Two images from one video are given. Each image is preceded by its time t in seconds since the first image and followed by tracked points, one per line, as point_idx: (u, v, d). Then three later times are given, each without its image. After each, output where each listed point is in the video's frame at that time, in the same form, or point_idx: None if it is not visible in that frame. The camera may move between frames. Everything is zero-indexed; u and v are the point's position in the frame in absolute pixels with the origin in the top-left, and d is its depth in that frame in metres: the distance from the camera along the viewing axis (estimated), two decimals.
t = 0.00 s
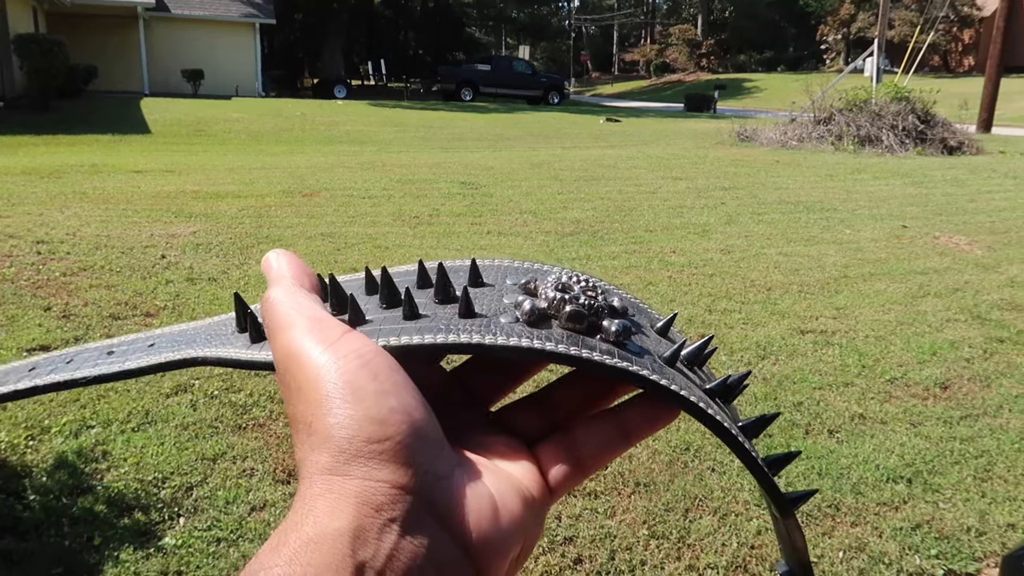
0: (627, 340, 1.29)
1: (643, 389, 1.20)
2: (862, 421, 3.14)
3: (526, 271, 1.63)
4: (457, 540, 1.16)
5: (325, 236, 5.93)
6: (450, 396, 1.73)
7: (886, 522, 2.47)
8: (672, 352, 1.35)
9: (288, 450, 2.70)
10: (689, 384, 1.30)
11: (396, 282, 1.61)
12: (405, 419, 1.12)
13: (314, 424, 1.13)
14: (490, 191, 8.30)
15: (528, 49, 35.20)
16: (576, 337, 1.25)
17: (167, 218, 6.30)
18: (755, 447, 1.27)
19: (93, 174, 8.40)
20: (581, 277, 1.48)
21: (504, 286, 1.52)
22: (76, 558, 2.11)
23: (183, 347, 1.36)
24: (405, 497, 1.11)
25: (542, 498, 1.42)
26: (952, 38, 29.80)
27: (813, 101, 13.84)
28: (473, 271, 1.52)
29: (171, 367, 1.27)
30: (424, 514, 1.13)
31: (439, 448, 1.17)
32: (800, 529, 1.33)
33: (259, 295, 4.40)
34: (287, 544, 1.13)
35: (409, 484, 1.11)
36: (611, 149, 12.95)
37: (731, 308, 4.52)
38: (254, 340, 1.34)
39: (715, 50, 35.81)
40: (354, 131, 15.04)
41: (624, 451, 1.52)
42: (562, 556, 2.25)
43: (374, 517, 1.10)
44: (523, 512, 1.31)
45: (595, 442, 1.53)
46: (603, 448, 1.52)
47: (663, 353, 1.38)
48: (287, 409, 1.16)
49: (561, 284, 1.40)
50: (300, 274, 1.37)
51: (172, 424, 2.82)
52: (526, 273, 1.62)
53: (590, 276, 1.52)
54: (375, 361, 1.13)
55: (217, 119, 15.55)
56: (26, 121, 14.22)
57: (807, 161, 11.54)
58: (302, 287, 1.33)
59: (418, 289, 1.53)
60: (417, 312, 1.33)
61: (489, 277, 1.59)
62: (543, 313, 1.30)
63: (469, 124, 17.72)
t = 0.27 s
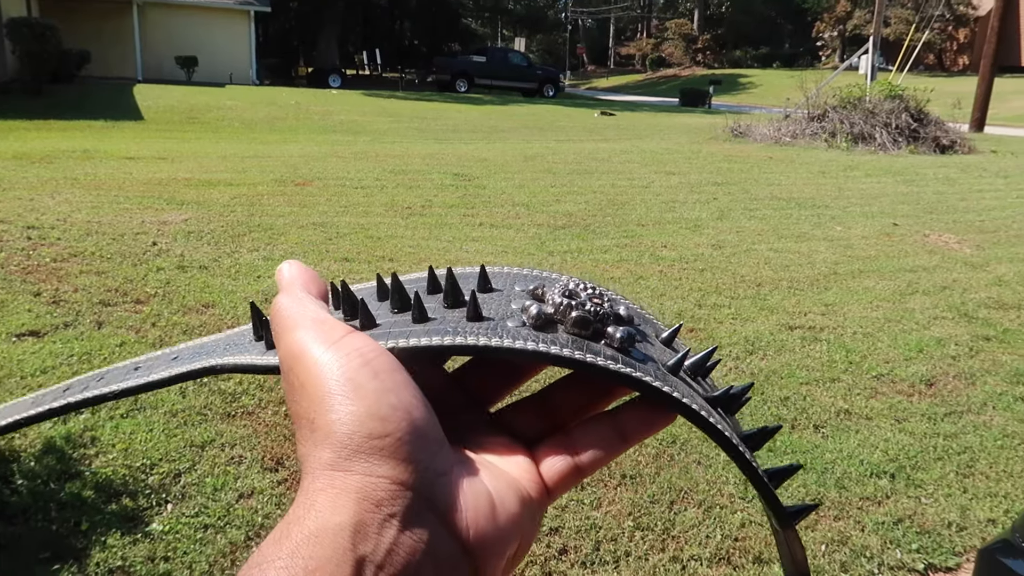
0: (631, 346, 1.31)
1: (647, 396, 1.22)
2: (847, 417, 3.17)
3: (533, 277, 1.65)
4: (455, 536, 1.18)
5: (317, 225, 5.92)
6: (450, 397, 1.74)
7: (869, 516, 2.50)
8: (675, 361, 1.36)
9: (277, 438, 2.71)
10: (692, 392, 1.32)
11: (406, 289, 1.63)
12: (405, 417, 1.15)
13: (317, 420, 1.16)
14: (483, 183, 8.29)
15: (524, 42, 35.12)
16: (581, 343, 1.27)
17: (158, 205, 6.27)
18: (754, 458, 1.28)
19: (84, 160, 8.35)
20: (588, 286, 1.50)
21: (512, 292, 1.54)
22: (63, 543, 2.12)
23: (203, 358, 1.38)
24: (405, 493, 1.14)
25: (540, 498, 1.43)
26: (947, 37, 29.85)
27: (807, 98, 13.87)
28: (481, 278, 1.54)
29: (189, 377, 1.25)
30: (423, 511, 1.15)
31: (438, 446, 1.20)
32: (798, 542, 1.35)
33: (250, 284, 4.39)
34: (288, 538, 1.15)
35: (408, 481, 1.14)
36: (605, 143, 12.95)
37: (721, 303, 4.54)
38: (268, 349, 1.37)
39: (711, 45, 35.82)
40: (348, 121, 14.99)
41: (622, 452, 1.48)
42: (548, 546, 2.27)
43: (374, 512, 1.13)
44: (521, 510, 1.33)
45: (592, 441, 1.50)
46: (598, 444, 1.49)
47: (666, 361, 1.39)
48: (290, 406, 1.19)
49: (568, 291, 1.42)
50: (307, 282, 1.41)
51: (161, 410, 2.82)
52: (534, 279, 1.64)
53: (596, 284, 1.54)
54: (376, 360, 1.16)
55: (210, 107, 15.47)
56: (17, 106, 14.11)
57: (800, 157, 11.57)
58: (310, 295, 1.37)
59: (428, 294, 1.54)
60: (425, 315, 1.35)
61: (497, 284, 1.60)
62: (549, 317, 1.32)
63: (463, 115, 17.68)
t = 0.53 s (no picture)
0: (632, 344, 1.31)
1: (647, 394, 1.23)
2: (837, 415, 3.19)
3: (533, 275, 1.65)
4: (455, 537, 1.19)
5: (306, 223, 5.89)
6: (451, 395, 1.74)
7: (859, 515, 2.52)
8: (676, 359, 1.37)
9: (267, 438, 2.69)
10: (693, 390, 1.32)
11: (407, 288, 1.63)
12: (405, 416, 1.17)
13: (319, 420, 1.17)
14: (473, 181, 8.27)
15: (513, 39, 35.10)
16: (581, 340, 1.27)
17: (145, 202, 6.22)
18: (757, 457, 1.30)
19: (70, 157, 8.27)
20: (590, 284, 1.50)
21: (513, 290, 1.54)
22: (51, 544, 2.10)
23: (206, 357, 1.37)
24: (404, 493, 1.15)
25: (541, 497, 1.44)
26: (934, 36, 30.03)
27: (796, 96, 13.93)
28: (482, 276, 1.54)
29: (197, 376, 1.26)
30: (423, 511, 1.16)
31: (438, 446, 1.21)
32: (803, 538, 1.37)
33: (239, 282, 4.36)
34: (288, 537, 1.15)
35: (408, 481, 1.16)
36: (595, 141, 12.96)
37: (711, 301, 4.55)
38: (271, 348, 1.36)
39: (700, 43, 35.90)
40: (337, 118, 14.92)
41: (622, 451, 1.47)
42: (540, 545, 2.26)
43: (374, 512, 1.14)
44: (520, 509, 1.34)
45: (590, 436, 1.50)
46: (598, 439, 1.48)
47: (668, 359, 1.40)
48: (292, 407, 1.21)
49: (569, 289, 1.42)
50: (308, 283, 1.43)
51: (149, 410, 2.80)
52: (536, 277, 1.63)
53: (597, 282, 1.54)
54: (377, 359, 1.18)
55: (198, 103, 15.36)
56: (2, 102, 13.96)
57: (788, 156, 11.63)
58: (312, 296, 1.38)
59: (430, 293, 1.55)
60: (427, 313, 1.35)
61: (499, 282, 1.60)
62: (550, 315, 1.32)
63: (453, 112, 17.64)
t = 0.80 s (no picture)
0: (633, 345, 1.30)
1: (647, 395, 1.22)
2: (838, 420, 3.17)
3: (532, 280, 1.64)
4: (457, 543, 1.18)
5: (302, 225, 5.86)
6: (454, 401, 1.72)
7: (863, 521, 2.50)
8: (680, 358, 1.35)
9: (265, 443, 2.66)
10: (698, 391, 1.31)
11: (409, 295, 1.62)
12: (406, 424, 1.18)
13: (320, 429, 1.18)
14: (469, 183, 8.25)
15: (508, 41, 35.11)
16: (581, 343, 1.26)
17: (140, 203, 6.17)
18: (766, 458, 1.28)
19: (63, 157, 8.21)
20: (590, 286, 1.49)
21: (516, 294, 1.53)
22: (46, 553, 2.06)
23: (215, 368, 1.42)
24: (405, 499, 1.15)
25: (544, 501, 1.43)
26: (927, 40, 30.16)
27: (791, 99, 13.97)
28: (484, 281, 1.53)
29: (204, 388, 1.32)
30: (424, 517, 1.16)
31: (439, 452, 1.22)
32: (821, 542, 1.35)
33: (235, 284, 4.33)
34: (289, 545, 1.15)
35: (409, 486, 1.16)
36: (589, 143, 12.95)
37: (710, 305, 4.54)
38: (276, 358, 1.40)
39: (694, 45, 35.96)
40: (331, 119, 14.86)
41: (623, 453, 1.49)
42: (543, 553, 2.24)
43: (375, 518, 1.13)
44: (523, 514, 1.33)
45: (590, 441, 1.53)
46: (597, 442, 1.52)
47: (672, 359, 1.39)
48: (295, 414, 1.22)
49: (569, 292, 1.41)
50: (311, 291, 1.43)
51: (145, 414, 2.76)
52: (536, 281, 1.62)
53: (598, 285, 1.53)
54: (379, 367, 1.20)
55: (192, 103, 15.28)
56: None
57: (784, 158, 11.65)
58: (317, 303, 1.39)
59: (432, 299, 1.53)
60: (428, 319, 1.33)
61: (502, 287, 1.59)
62: (550, 318, 1.32)
63: (447, 114, 17.61)
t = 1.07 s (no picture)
0: (625, 350, 1.25)
1: (638, 403, 1.18)
2: (850, 427, 3.13)
3: (528, 287, 1.61)
4: (449, 551, 1.15)
5: (301, 230, 5.81)
6: (452, 403, 1.67)
7: (880, 531, 2.46)
8: (675, 365, 1.30)
9: (270, 455, 2.61)
10: (692, 398, 1.26)
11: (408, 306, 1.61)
12: (402, 428, 1.15)
13: (317, 431, 1.16)
14: (469, 187, 8.20)
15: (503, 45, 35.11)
16: (571, 348, 1.23)
17: (138, 210, 6.12)
18: (765, 468, 1.22)
19: (59, 163, 8.15)
20: (585, 294, 1.46)
21: (512, 303, 1.49)
22: (47, 571, 2.01)
23: (222, 379, 1.41)
24: (397, 505, 1.12)
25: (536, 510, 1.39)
26: (921, 42, 30.22)
27: (788, 101, 13.96)
28: (481, 291, 1.50)
29: (207, 401, 1.30)
30: (415, 524, 1.13)
31: (435, 459, 1.19)
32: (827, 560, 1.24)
33: (235, 291, 4.28)
34: (281, 551, 1.13)
35: (401, 492, 1.13)
36: (587, 147, 12.92)
37: (716, 310, 4.50)
38: (283, 368, 1.36)
39: (689, 49, 35.97)
40: (328, 124, 14.81)
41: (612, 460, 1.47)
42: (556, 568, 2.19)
43: (366, 524, 1.11)
44: (517, 522, 1.30)
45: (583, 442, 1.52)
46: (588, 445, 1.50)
47: (667, 365, 1.33)
48: (295, 416, 1.20)
49: (562, 299, 1.38)
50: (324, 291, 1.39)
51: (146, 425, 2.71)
52: (534, 288, 1.59)
53: (592, 292, 1.49)
54: (379, 371, 1.17)
55: (188, 109, 15.23)
56: None
57: (783, 161, 11.63)
58: (336, 304, 1.37)
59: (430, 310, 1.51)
60: (422, 328, 1.33)
61: (500, 297, 1.56)
62: (540, 325, 1.28)
63: (445, 118, 17.59)
